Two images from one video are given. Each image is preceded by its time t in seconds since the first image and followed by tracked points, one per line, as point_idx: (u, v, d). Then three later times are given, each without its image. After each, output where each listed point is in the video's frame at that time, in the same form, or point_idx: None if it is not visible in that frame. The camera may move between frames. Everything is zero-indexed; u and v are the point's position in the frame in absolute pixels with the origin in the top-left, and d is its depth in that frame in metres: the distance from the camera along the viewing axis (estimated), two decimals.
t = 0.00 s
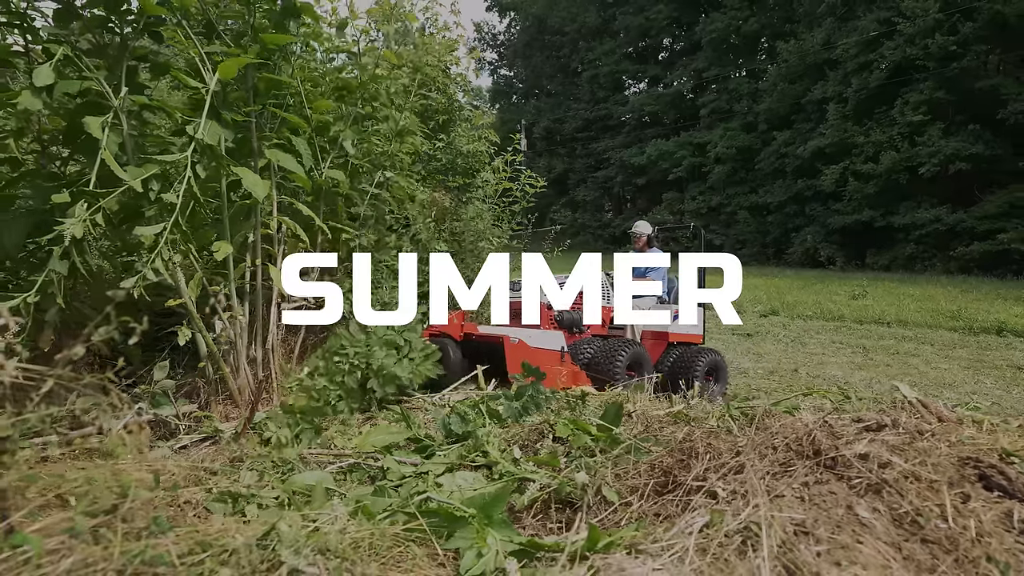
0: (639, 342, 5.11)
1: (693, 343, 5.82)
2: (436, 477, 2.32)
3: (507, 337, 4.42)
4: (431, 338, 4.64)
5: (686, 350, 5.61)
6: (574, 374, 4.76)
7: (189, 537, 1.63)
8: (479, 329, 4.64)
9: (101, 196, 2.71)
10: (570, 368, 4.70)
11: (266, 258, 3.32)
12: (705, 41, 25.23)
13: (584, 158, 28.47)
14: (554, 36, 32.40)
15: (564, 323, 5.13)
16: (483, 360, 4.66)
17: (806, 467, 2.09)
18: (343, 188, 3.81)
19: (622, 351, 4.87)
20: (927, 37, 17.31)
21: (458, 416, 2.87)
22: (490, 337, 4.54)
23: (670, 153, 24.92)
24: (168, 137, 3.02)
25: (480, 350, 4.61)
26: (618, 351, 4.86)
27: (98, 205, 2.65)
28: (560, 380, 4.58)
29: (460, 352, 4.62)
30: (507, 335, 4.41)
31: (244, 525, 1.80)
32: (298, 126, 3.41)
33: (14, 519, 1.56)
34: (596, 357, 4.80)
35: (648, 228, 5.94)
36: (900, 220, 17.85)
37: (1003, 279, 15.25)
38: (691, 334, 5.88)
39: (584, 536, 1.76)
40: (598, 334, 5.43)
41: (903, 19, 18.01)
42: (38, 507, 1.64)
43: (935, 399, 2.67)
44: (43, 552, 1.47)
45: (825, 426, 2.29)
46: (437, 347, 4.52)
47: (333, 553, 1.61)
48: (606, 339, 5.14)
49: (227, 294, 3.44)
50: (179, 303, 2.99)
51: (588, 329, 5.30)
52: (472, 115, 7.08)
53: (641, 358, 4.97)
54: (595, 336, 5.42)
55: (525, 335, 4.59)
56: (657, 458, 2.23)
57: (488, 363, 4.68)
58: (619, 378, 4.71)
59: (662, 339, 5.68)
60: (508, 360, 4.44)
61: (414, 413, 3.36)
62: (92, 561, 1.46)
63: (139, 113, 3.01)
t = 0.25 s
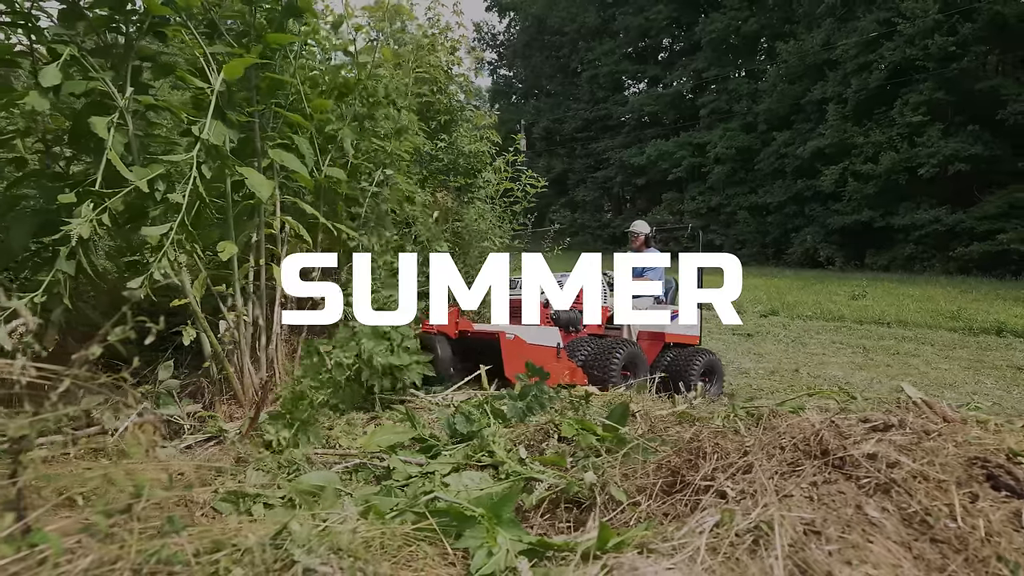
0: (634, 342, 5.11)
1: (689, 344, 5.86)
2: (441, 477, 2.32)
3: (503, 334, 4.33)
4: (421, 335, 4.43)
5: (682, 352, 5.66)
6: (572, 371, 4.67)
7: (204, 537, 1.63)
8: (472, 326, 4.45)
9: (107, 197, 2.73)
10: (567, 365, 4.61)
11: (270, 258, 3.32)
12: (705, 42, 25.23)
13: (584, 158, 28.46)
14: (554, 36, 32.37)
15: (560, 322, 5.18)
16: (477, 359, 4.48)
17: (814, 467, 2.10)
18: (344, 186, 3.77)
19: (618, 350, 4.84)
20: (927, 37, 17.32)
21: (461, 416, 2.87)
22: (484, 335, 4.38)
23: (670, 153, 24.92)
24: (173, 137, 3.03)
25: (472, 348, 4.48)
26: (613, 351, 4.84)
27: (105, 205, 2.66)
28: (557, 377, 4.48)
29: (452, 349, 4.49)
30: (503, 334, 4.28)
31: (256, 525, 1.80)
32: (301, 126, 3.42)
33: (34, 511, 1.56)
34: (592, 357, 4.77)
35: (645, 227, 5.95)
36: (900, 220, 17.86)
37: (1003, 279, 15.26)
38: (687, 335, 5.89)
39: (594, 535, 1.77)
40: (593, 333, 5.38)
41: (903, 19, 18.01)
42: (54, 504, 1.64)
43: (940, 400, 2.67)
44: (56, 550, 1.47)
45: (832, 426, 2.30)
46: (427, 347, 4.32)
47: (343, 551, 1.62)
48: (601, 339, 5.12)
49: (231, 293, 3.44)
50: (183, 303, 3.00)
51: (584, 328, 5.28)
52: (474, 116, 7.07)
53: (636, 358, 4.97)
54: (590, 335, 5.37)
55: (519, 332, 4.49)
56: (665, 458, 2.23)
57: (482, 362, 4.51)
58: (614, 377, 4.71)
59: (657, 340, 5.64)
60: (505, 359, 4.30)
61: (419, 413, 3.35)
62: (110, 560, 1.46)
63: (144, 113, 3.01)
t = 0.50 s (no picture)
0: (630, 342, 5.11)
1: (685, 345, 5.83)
2: (448, 477, 2.33)
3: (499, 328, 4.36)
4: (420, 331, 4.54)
5: (678, 352, 5.59)
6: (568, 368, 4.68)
7: (219, 537, 1.63)
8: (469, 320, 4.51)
9: (113, 198, 2.73)
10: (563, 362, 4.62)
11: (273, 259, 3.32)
12: (705, 42, 25.24)
13: (583, 158, 28.46)
14: (553, 36, 32.35)
15: (556, 321, 5.23)
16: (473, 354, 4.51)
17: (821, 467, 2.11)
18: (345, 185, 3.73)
19: (614, 350, 4.85)
20: (926, 38, 17.35)
21: (466, 416, 2.88)
22: (481, 329, 4.43)
23: (669, 153, 24.92)
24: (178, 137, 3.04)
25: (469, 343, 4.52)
26: (609, 351, 4.84)
27: (111, 206, 2.67)
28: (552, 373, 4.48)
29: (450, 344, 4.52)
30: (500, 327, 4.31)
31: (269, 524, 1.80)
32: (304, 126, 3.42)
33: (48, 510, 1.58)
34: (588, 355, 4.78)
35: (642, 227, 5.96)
36: (899, 221, 17.87)
37: (1003, 279, 15.27)
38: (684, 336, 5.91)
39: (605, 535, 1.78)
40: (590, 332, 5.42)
41: (902, 20, 18.03)
42: (67, 504, 1.65)
43: (945, 399, 2.68)
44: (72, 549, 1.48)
45: (838, 426, 2.31)
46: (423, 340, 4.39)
47: (353, 549, 1.64)
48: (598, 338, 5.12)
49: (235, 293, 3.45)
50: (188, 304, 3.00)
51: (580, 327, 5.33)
52: (476, 116, 7.09)
53: (632, 358, 4.96)
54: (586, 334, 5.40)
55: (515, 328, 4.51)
56: (672, 458, 2.24)
57: (478, 357, 4.54)
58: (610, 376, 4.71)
59: (654, 341, 5.63)
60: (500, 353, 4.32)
61: (423, 413, 3.36)
62: (126, 560, 1.47)
63: (148, 114, 3.03)
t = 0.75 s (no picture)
0: (627, 342, 5.14)
1: (682, 346, 5.89)
2: (454, 476, 2.33)
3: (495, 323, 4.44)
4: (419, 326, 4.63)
5: (674, 352, 5.66)
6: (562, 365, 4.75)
7: (233, 534, 1.65)
8: (464, 315, 4.59)
9: (119, 198, 2.74)
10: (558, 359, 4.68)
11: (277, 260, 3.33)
12: (705, 42, 25.26)
13: (583, 158, 28.46)
14: (553, 36, 32.32)
15: (553, 319, 5.09)
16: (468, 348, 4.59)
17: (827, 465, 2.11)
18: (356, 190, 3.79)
19: (610, 349, 4.89)
20: (926, 38, 17.37)
21: (471, 416, 2.88)
22: (477, 324, 4.51)
23: (669, 153, 24.93)
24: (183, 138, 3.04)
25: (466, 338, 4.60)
26: (604, 350, 4.89)
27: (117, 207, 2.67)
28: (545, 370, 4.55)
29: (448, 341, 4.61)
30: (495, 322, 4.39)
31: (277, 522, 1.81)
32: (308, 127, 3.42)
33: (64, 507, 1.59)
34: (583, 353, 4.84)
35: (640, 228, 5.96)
36: (899, 221, 17.88)
37: (1002, 279, 15.29)
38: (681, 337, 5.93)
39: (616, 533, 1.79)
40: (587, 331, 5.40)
41: (902, 20, 18.04)
42: (82, 502, 1.67)
43: (947, 398, 2.68)
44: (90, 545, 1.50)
45: (842, 425, 2.32)
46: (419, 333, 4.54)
47: (360, 545, 1.65)
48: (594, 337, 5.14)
49: (240, 293, 3.45)
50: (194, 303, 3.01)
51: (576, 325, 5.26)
52: (478, 116, 7.09)
53: (628, 357, 5.01)
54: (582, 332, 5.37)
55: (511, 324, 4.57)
56: (678, 457, 2.24)
57: (472, 352, 4.60)
58: (605, 376, 4.75)
59: (652, 340, 5.63)
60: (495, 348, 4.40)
61: (427, 412, 3.37)
62: (142, 558, 1.49)
63: (153, 114, 3.04)
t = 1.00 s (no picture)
0: (624, 340, 5.15)
1: (679, 346, 5.87)
2: (460, 475, 2.34)
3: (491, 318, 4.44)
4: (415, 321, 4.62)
5: (673, 352, 5.67)
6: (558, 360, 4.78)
7: (246, 533, 1.67)
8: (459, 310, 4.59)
9: (125, 198, 2.75)
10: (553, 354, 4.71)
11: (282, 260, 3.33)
12: (706, 42, 25.26)
13: (584, 158, 28.41)
14: (554, 36, 32.29)
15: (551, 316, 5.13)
16: (462, 343, 4.63)
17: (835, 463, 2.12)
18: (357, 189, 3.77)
19: (607, 346, 4.91)
20: (927, 38, 17.36)
21: (475, 416, 2.89)
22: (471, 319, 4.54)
23: (670, 153, 24.91)
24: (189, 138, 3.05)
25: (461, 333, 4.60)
26: (602, 346, 4.90)
27: (123, 206, 2.69)
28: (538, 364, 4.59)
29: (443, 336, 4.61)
30: (490, 316, 4.42)
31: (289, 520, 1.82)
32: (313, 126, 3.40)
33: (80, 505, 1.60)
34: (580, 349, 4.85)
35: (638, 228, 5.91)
36: (900, 221, 17.87)
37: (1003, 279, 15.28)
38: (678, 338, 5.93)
39: (625, 532, 1.80)
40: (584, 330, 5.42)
41: (903, 20, 18.04)
42: (96, 501, 1.68)
43: (953, 398, 2.69)
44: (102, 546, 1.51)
45: (850, 423, 2.33)
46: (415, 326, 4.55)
47: (367, 543, 1.66)
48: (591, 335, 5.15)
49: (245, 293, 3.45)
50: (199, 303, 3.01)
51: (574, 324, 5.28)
52: (479, 116, 7.09)
53: (625, 355, 5.02)
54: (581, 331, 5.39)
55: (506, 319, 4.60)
56: (686, 456, 2.26)
57: (467, 347, 4.64)
58: (601, 372, 4.76)
59: (649, 340, 5.65)
60: (489, 342, 4.44)
61: (432, 412, 3.38)
62: (158, 555, 1.52)
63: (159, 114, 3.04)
